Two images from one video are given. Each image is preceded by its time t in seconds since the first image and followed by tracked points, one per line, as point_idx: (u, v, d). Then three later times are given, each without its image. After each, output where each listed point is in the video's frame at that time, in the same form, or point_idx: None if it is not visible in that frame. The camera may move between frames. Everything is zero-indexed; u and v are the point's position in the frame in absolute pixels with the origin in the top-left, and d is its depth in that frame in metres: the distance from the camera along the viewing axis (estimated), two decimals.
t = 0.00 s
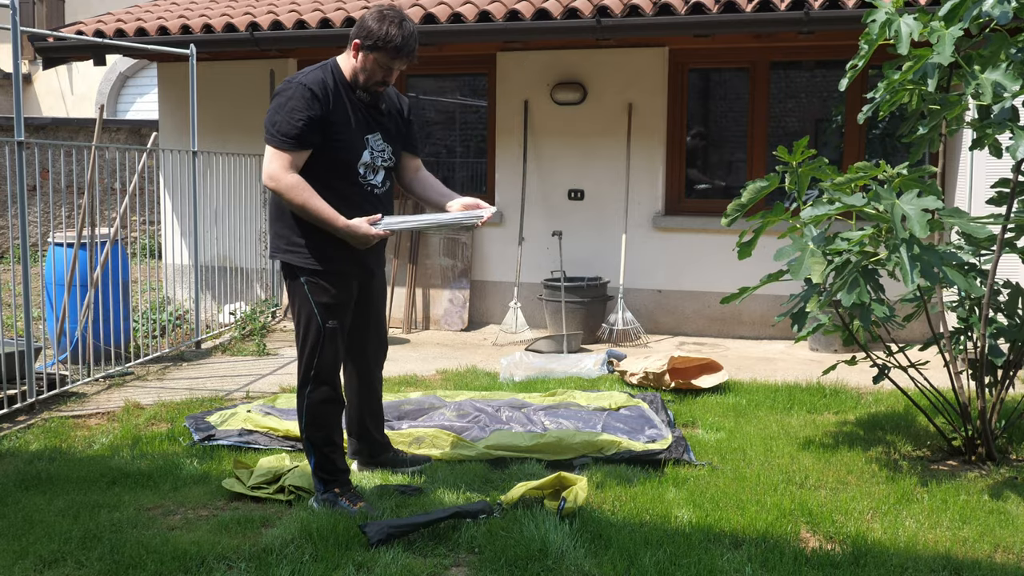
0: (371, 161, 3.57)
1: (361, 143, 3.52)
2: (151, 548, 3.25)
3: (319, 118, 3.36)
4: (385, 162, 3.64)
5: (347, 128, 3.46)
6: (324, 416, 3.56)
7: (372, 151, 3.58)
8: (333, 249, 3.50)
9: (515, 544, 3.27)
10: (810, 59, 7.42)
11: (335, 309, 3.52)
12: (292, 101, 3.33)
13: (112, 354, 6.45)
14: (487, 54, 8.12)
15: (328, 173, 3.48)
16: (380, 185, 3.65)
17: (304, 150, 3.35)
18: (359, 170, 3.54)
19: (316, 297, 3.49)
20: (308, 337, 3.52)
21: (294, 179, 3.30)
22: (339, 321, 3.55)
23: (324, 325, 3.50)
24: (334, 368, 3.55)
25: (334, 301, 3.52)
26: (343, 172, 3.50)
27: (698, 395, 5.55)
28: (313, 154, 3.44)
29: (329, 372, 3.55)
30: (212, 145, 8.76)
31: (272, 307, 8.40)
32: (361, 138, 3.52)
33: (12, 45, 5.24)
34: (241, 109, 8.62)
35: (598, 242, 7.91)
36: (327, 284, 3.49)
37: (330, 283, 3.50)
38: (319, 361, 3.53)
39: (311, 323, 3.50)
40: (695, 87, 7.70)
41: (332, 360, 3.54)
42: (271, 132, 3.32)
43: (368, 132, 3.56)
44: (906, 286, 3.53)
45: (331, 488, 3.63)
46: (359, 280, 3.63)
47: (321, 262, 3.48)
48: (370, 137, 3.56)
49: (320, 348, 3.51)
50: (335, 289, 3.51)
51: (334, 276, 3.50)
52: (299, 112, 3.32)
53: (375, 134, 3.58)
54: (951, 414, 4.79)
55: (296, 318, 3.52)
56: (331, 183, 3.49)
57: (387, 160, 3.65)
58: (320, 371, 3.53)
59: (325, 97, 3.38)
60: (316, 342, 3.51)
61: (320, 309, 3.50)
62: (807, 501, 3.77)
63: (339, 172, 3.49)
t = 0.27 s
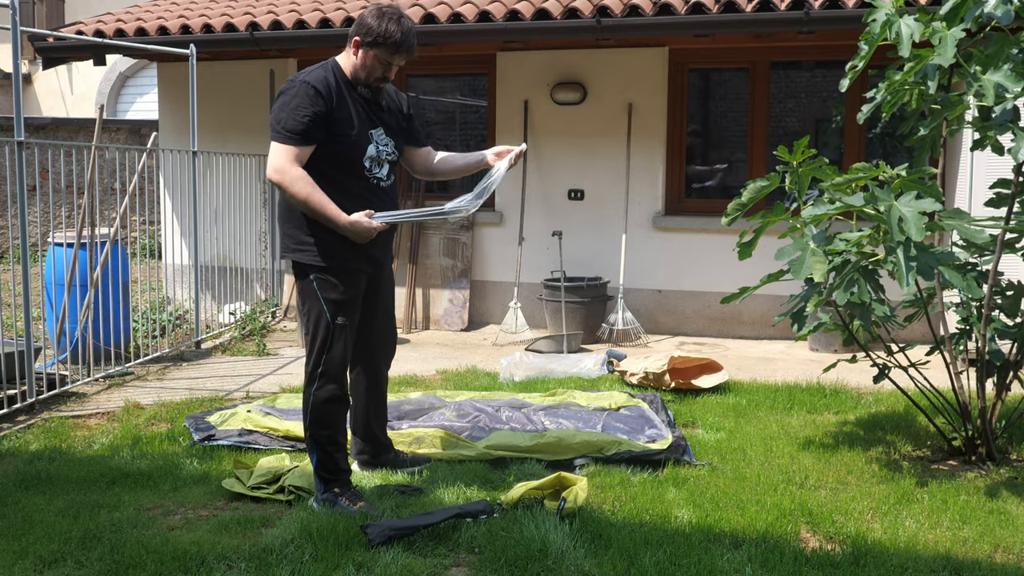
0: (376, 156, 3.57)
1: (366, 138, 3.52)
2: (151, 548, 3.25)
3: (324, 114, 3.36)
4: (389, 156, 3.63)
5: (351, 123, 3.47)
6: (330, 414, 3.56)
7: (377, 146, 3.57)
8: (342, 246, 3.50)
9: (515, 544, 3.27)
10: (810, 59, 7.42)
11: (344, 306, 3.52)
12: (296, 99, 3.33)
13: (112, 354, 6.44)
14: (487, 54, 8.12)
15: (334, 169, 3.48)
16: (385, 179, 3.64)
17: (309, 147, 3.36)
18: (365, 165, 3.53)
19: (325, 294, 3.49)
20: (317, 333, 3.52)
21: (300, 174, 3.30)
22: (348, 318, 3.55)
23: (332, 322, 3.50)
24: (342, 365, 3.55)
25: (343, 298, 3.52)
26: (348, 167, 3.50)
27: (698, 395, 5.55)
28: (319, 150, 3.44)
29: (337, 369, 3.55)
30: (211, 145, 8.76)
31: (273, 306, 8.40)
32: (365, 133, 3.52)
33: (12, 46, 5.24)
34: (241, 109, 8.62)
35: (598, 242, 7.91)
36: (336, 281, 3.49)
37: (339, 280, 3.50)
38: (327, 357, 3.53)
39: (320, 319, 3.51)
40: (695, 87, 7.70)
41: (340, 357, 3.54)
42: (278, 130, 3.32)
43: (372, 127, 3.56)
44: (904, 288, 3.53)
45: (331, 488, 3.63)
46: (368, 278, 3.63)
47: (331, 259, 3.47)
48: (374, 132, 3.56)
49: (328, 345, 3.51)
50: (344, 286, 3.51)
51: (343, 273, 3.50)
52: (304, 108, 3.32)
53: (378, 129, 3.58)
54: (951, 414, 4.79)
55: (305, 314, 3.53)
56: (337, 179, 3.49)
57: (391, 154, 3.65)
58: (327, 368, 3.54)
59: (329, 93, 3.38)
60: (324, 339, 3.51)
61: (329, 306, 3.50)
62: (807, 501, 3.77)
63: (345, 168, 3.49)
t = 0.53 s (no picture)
0: (378, 153, 3.54)
1: (368, 136, 3.51)
2: (151, 548, 3.25)
3: (323, 112, 3.37)
4: (392, 154, 3.60)
5: (352, 122, 3.46)
6: (336, 412, 3.57)
7: (380, 143, 3.55)
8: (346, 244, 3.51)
9: (515, 544, 3.27)
10: (810, 59, 7.42)
11: (350, 304, 3.54)
12: (296, 98, 3.35)
13: (112, 354, 6.45)
14: (487, 54, 8.12)
15: (334, 168, 3.49)
16: (388, 177, 3.61)
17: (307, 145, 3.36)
18: (366, 162, 3.52)
19: (330, 291, 3.50)
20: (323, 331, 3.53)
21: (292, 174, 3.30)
22: (354, 316, 3.56)
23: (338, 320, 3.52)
24: (348, 363, 3.56)
25: (349, 296, 3.53)
26: (349, 165, 3.49)
27: (698, 395, 5.55)
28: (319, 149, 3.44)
29: (343, 366, 3.56)
30: (211, 145, 8.76)
31: (273, 306, 8.40)
32: (367, 131, 3.50)
33: (12, 45, 5.24)
34: (241, 109, 8.62)
35: (598, 242, 7.91)
36: (341, 278, 3.50)
37: (345, 277, 3.51)
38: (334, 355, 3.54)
39: (326, 317, 3.52)
40: (695, 87, 7.70)
41: (347, 355, 3.55)
42: (276, 130, 3.34)
43: (375, 125, 3.54)
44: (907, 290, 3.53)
45: (331, 488, 3.63)
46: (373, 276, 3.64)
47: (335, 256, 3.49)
48: (377, 130, 3.54)
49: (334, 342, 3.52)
50: (349, 284, 3.52)
51: (349, 271, 3.52)
52: (303, 107, 3.33)
53: (382, 128, 3.56)
54: (951, 414, 4.79)
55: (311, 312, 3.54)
56: (338, 177, 3.49)
57: (395, 153, 3.62)
58: (334, 366, 3.55)
59: (328, 92, 3.39)
60: (330, 336, 3.53)
61: (335, 304, 3.51)
62: (807, 501, 3.77)
63: (346, 166, 3.49)
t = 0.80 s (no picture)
0: (373, 160, 3.55)
1: (364, 142, 3.51)
2: (151, 548, 3.25)
3: (319, 116, 3.37)
4: (388, 161, 3.61)
5: (348, 127, 3.46)
6: (332, 412, 3.57)
7: (375, 150, 3.55)
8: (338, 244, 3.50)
9: (515, 544, 3.27)
10: (810, 59, 7.42)
11: (342, 303, 3.53)
12: (292, 100, 3.35)
13: (112, 354, 6.45)
14: (487, 54, 8.12)
15: (328, 172, 3.49)
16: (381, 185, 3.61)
17: (300, 148, 3.37)
18: (360, 168, 3.52)
19: (322, 291, 3.50)
20: (316, 331, 3.53)
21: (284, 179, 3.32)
22: (347, 315, 3.55)
23: (331, 319, 3.51)
24: (343, 363, 3.55)
25: (341, 295, 3.52)
26: (344, 170, 3.50)
27: (698, 395, 5.55)
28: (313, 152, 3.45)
29: (338, 366, 3.55)
30: (212, 145, 8.76)
31: (272, 306, 8.40)
32: (363, 138, 3.50)
33: (12, 45, 5.24)
34: (241, 109, 8.62)
35: (598, 242, 7.91)
36: (333, 277, 3.49)
37: (336, 276, 3.50)
38: (327, 355, 3.53)
39: (319, 317, 3.52)
40: (695, 87, 7.70)
41: (340, 355, 3.54)
42: (271, 130, 3.34)
43: (372, 132, 3.54)
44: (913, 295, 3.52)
45: (330, 487, 3.63)
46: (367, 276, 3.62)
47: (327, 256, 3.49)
48: (373, 137, 3.54)
49: (327, 342, 3.52)
50: (341, 283, 3.51)
51: (340, 270, 3.50)
52: (298, 109, 3.33)
53: (378, 135, 3.56)
54: (952, 415, 4.79)
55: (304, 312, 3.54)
56: (332, 181, 3.50)
57: (390, 159, 3.62)
58: (328, 366, 3.54)
59: (326, 96, 3.39)
60: (324, 337, 3.52)
61: (327, 304, 3.51)
62: (807, 501, 3.77)
63: (340, 170, 3.49)
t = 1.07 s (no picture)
0: (361, 176, 3.54)
1: (352, 158, 3.50)
2: (151, 548, 3.25)
3: (308, 129, 3.36)
4: (376, 178, 3.60)
5: (338, 142, 3.44)
6: (321, 417, 3.56)
7: (363, 167, 3.54)
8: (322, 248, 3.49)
9: (515, 543, 3.27)
10: (810, 59, 7.42)
11: (326, 308, 3.51)
12: (284, 109, 3.35)
13: (112, 354, 6.44)
14: (487, 54, 8.12)
15: (317, 182, 3.49)
16: (367, 202, 3.60)
17: (289, 160, 3.37)
18: (347, 183, 3.52)
19: (305, 297, 3.48)
20: (300, 336, 3.52)
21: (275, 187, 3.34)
22: (332, 320, 3.53)
23: (315, 324, 3.50)
24: (328, 368, 3.53)
25: (325, 300, 3.50)
26: (330, 183, 3.50)
27: (698, 395, 5.55)
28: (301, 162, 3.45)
29: (324, 371, 3.53)
30: (211, 145, 8.76)
31: (272, 307, 8.40)
32: (352, 154, 3.49)
33: (12, 45, 5.24)
34: (241, 109, 8.62)
35: (598, 242, 7.91)
36: (315, 282, 3.48)
37: (319, 281, 3.48)
38: (313, 361, 3.52)
39: (302, 322, 3.50)
40: (695, 87, 7.70)
41: (326, 360, 3.52)
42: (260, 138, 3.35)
43: (361, 148, 3.53)
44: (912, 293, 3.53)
45: (330, 489, 3.63)
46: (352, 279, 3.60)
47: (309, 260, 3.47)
48: (362, 155, 3.53)
49: (312, 347, 3.51)
50: (324, 288, 3.49)
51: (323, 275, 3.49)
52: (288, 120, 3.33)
53: (367, 151, 3.54)
54: (951, 414, 4.79)
55: (289, 316, 3.53)
56: (320, 192, 3.50)
57: (378, 175, 3.61)
58: (315, 371, 3.53)
59: (317, 109, 3.38)
60: (309, 342, 3.51)
61: (310, 309, 3.49)
62: (807, 501, 3.77)
63: (327, 183, 3.49)
